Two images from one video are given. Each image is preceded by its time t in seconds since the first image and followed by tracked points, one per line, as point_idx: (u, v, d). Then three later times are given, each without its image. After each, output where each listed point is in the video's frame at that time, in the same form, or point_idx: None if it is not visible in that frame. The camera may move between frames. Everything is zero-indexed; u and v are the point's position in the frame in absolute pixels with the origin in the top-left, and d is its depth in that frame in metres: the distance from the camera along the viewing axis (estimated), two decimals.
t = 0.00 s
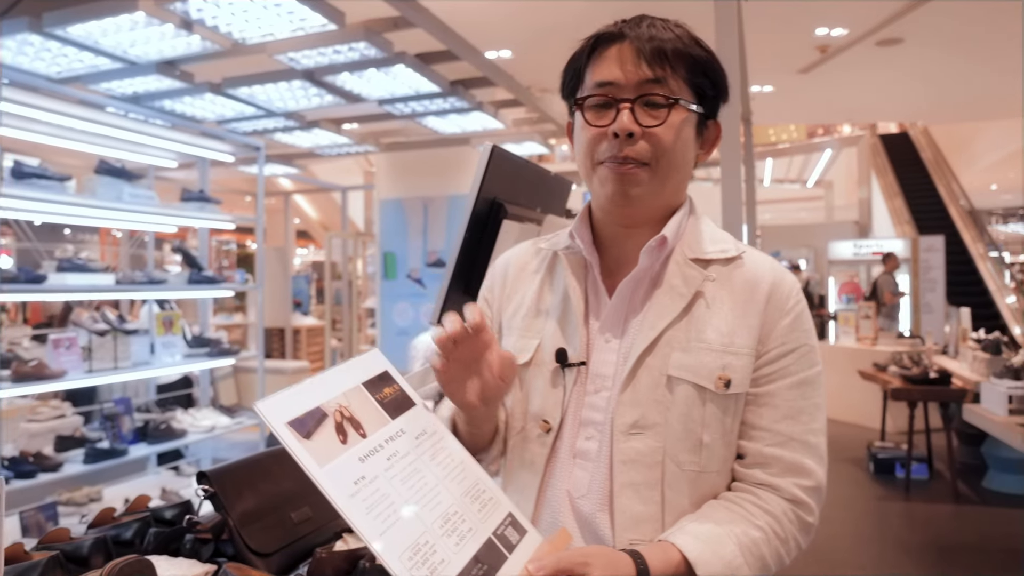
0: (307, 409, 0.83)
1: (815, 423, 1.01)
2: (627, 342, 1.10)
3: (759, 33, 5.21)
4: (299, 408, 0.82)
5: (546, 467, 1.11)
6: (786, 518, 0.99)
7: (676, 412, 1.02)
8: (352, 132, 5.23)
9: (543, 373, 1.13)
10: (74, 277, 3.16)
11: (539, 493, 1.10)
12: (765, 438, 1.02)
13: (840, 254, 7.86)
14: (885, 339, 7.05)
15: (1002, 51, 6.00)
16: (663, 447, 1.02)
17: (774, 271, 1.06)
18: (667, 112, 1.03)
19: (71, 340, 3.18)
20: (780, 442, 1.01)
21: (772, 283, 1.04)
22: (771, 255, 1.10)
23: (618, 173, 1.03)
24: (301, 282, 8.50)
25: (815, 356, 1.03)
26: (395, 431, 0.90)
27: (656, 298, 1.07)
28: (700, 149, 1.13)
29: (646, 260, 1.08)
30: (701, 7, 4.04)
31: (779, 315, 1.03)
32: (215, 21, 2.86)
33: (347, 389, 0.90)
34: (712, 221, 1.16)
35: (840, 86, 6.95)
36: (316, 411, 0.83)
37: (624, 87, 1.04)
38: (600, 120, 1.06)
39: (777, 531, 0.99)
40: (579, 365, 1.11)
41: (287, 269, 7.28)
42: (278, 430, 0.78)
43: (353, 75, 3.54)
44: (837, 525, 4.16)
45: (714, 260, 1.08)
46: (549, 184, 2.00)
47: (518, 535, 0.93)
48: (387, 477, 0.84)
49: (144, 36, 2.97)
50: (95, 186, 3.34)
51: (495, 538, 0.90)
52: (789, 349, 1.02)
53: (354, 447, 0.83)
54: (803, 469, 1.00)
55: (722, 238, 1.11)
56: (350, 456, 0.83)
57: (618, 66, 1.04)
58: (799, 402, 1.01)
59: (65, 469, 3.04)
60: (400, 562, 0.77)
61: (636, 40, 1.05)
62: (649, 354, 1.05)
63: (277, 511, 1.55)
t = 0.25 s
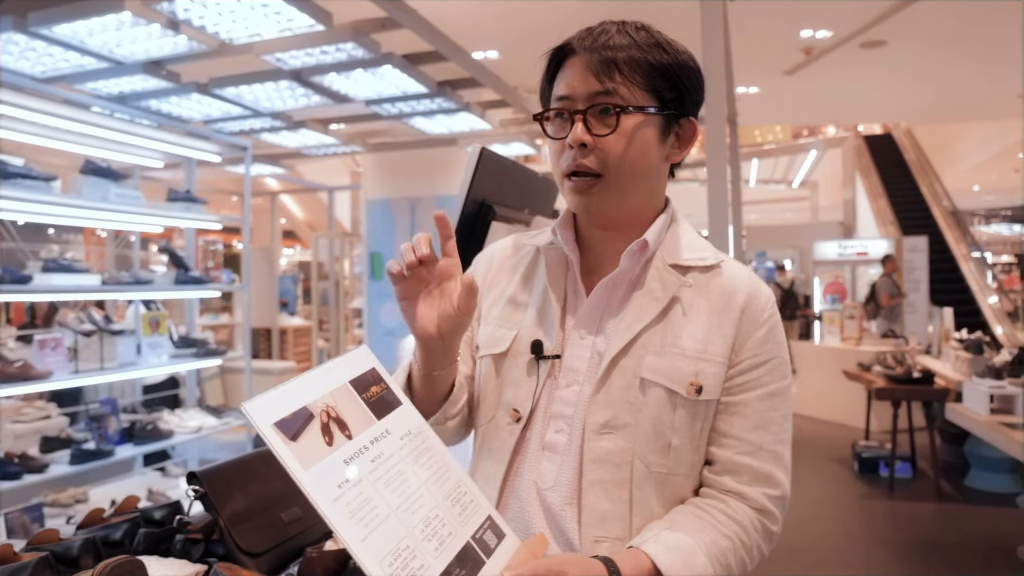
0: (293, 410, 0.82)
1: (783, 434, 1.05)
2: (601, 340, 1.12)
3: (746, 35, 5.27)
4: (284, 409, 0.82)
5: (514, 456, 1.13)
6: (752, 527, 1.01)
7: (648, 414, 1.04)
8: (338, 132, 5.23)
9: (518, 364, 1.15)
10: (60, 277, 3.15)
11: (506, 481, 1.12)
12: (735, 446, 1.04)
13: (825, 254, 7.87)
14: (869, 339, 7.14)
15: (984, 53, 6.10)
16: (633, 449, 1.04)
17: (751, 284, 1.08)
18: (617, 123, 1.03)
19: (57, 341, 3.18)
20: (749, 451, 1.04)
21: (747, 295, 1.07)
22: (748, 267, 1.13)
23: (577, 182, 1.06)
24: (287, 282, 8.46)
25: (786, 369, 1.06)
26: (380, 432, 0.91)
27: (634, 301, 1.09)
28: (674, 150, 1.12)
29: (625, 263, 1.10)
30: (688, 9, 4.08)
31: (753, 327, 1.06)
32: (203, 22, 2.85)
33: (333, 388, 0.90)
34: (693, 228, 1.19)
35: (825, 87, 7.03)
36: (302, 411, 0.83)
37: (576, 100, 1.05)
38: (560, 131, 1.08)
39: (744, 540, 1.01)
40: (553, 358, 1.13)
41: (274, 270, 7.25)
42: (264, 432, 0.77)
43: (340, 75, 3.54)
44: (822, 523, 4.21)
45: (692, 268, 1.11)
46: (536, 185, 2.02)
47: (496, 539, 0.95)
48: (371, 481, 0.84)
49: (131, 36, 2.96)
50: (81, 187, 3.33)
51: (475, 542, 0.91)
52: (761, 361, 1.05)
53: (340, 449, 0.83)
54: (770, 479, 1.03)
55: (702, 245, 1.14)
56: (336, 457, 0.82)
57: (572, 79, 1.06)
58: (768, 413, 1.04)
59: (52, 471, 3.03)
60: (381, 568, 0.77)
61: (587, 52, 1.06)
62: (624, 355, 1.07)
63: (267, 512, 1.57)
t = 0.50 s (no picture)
0: (294, 414, 0.83)
1: (784, 432, 1.05)
2: (602, 340, 1.13)
3: (744, 35, 5.28)
4: (285, 413, 0.82)
5: (517, 454, 1.14)
6: (752, 526, 1.02)
7: (649, 413, 1.05)
8: (337, 132, 5.23)
9: (521, 363, 1.16)
10: (60, 277, 3.15)
11: (509, 478, 1.13)
12: (735, 444, 1.05)
13: (823, 254, 7.90)
14: (867, 338, 7.16)
15: (981, 54, 6.12)
16: (635, 447, 1.05)
17: (751, 282, 1.09)
18: (616, 121, 1.04)
19: (56, 341, 3.18)
20: (750, 449, 1.04)
21: (748, 293, 1.08)
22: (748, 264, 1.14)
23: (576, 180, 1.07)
24: (285, 282, 8.46)
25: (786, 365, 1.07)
26: (380, 433, 0.91)
27: (636, 300, 1.10)
28: (674, 150, 1.13)
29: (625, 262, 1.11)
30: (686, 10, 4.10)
31: (753, 325, 1.07)
32: (203, 22, 2.86)
33: (335, 389, 0.90)
34: (694, 226, 1.20)
35: (822, 87, 7.04)
36: (302, 415, 0.84)
37: (577, 98, 1.06)
38: (561, 129, 1.09)
39: (743, 538, 1.02)
40: (555, 357, 1.14)
41: (272, 270, 7.24)
42: (266, 436, 0.78)
43: (339, 75, 3.55)
44: (820, 523, 4.22)
45: (693, 266, 1.12)
46: (537, 185, 2.02)
47: (496, 538, 0.97)
48: (371, 483, 0.85)
49: (131, 36, 2.96)
50: (80, 186, 3.33)
51: (474, 542, 0.93)
52: (761, 359, 1.06)
53: (340, 453, 0.84)
54: (770, 476, 1.04)
55: (703, 244, 1.15)
56: (336, 460, 0.83)
57: (573, 78, 1.07)
58: (769, 410, 1.05)
59: (51, 470, 3.03)
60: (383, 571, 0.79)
61: (589, 51, 1.07)
62: (625, 355, 1.08)
63: (272, 510, 1.57)
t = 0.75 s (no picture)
0: (322, 412, 0.82)
1: (807, 426, 1.05)
2: (623, 340, 1.13)
3: (752, 35, 5.26)
4: (313, 411, 0.82)
5: (542, 456, 1.13)
6: (778, 518, 1.02)
7: (673, 411, 1.04)
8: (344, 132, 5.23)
9: (542, 364, 1.15)
10: (69, 277, 3.15)
11: (535, 480, 1.13)
12: (759, 439, 1.05)
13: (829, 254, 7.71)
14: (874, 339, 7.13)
15: (989, 54, 6.09)
16: (659, 445, 1.04)
17: (770, 277, 1.09)
18: (633, 122, 1.03)
19: (66, 340, 3.17)
20: (774, 443, 1.04)
21: (767, 288, 1.07)
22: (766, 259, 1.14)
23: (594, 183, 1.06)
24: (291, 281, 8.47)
25: (807, 360, 1.06)
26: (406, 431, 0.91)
27: (655, 299, 1.09)
28: (689, 149, 1.12)
29: (644, 262, 1.10)
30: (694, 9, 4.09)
31: (773, 320, 1.06)
32: (212, 22, 2.86)
33: (358, 390, 0.89)
34: (711, 224, 1.19)
35: (829, 87, 7.01)
36: (330, 414, 0.83)
37: (591, 100, 1.05)
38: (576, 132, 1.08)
39: (769, 531, 1.02)
40: (577, 358, 1.13)
41: (278, 269, 7.25)
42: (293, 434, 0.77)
43: (348, 75, 3.55)
44: (827, 523, 4.20)
45: (711, 264, 1.11)
46: (548, 185, 2.02)
47: (523, 534, 0.95)
48: (399, 480, 0.84)
49: (140, 36, 2.96)
50: (90, 185, 3.33)
51: (502, 539, 0.91)
52: (782, 353, 1.06)
53: (367, 450, 0.83)
54: (795, 470, 1.03)
55: (722, 241, 1.14)
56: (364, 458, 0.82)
57: (587, 81, 1.06)
58: (790, 405, 1.04)
59: (60, 469, 3.03)
60: (414, 567, 0.77)
61: (603, 52, 1.06)
62: (647, 354, 1.07)
63: (285, 509, 1.57)
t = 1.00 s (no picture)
0: (346, 410, 0.84)
1: (824, 424, 1.04)
2: (640, 340, 1.13)
3: (753, 35, 5.26)
4: (338, 410, 0.84)
5: (560, 458, 1.14)
6: (795, 516, 1.02)
7: (690, 411, 1.04)
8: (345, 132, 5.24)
9: (560, 367, 1.16)
10: (72, 277, 3.15)
11: (554, 481, 1.13)
12: (775, 438, 1.04)
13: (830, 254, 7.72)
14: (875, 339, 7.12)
15: (989, 54, 6.09)
16: (676, 445, 1.04)
17: (785, 276, 1.09)
18: (651, 120, 1.04)
19: (68, 340, 3.18)
20: (790, 442, 1.04)
21: (783, 288, 1.07)
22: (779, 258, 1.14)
23: (613, 181, 1.06)
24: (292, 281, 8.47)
25: (822, 359, 1.06)
26: (427, 430, 0.92)
27: (671, 299, 1.10)
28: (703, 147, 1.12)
29: (661, 262, 1.11)
30: (696, 9, 4.09)
31: (788, 320, 1.06)
32: (214, 22, 2.86)
33: (379, 389, 0.91)
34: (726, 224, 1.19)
35: (830, 88, 7.02)
36: (353, 412, 0.85)
37: (607, 100, 1.06)
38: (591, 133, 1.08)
39: (787, 529, 1.01)
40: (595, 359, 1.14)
41: (279, 269, 7.26)
42: (320, 432, 0.79)
43: (350, 75, 3.55)
44: (829, 523, 4.20)
45: (726, 264, 1.11)
46: (552, 185, 2.02)
47: (543, 533, 0.95)
48: (422, 478, 0.85)
49: (142, 36, 2.96)
50: (92, 186, 3.33)
51: (524, 537, 0.91)
52: (799, 352, 1.05)
53: (391, 448, 0.84)
54: (812, 468, 1.03)
55: (737, 241, 1.14)
56: (387, 456, 0.84)
57: (602, 81, 1.06)
58: (807, 404, 1.04)
59: (62, 469, 3.04)
60: (440, 563, 0.78)
61: (615, 53, 1.06)
62: (663, 353, 1.08)
63: (290, 508, 1.57)
